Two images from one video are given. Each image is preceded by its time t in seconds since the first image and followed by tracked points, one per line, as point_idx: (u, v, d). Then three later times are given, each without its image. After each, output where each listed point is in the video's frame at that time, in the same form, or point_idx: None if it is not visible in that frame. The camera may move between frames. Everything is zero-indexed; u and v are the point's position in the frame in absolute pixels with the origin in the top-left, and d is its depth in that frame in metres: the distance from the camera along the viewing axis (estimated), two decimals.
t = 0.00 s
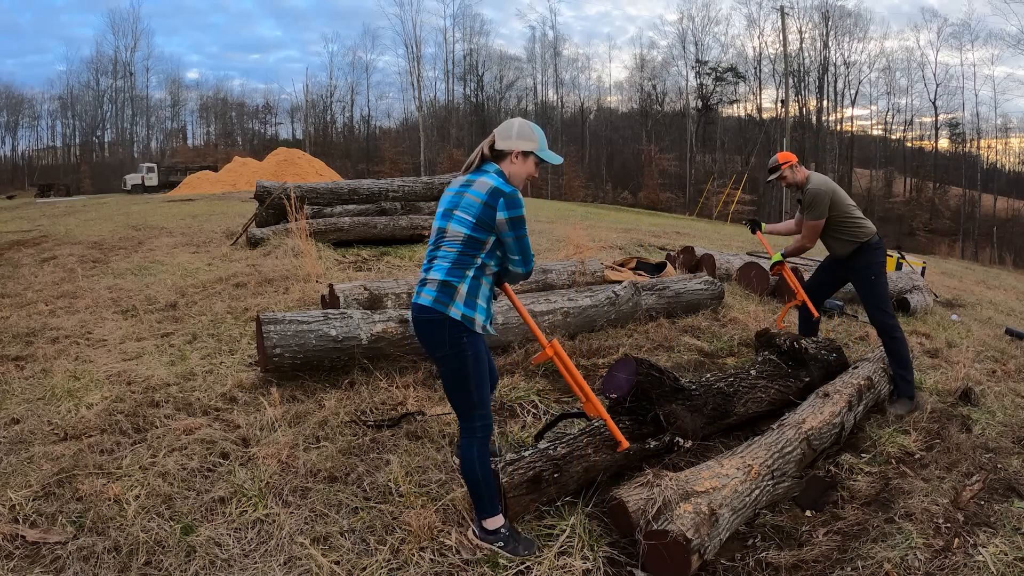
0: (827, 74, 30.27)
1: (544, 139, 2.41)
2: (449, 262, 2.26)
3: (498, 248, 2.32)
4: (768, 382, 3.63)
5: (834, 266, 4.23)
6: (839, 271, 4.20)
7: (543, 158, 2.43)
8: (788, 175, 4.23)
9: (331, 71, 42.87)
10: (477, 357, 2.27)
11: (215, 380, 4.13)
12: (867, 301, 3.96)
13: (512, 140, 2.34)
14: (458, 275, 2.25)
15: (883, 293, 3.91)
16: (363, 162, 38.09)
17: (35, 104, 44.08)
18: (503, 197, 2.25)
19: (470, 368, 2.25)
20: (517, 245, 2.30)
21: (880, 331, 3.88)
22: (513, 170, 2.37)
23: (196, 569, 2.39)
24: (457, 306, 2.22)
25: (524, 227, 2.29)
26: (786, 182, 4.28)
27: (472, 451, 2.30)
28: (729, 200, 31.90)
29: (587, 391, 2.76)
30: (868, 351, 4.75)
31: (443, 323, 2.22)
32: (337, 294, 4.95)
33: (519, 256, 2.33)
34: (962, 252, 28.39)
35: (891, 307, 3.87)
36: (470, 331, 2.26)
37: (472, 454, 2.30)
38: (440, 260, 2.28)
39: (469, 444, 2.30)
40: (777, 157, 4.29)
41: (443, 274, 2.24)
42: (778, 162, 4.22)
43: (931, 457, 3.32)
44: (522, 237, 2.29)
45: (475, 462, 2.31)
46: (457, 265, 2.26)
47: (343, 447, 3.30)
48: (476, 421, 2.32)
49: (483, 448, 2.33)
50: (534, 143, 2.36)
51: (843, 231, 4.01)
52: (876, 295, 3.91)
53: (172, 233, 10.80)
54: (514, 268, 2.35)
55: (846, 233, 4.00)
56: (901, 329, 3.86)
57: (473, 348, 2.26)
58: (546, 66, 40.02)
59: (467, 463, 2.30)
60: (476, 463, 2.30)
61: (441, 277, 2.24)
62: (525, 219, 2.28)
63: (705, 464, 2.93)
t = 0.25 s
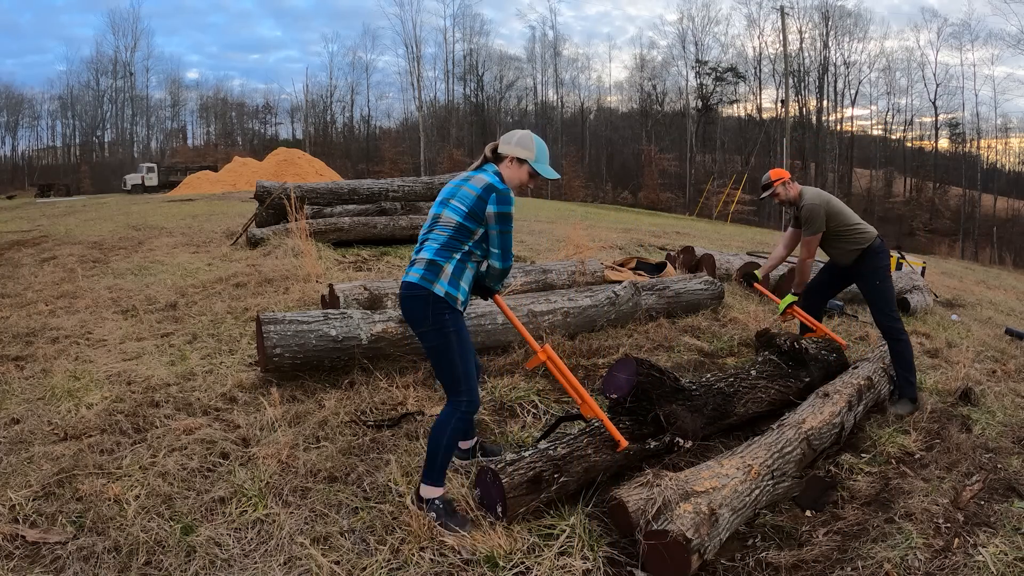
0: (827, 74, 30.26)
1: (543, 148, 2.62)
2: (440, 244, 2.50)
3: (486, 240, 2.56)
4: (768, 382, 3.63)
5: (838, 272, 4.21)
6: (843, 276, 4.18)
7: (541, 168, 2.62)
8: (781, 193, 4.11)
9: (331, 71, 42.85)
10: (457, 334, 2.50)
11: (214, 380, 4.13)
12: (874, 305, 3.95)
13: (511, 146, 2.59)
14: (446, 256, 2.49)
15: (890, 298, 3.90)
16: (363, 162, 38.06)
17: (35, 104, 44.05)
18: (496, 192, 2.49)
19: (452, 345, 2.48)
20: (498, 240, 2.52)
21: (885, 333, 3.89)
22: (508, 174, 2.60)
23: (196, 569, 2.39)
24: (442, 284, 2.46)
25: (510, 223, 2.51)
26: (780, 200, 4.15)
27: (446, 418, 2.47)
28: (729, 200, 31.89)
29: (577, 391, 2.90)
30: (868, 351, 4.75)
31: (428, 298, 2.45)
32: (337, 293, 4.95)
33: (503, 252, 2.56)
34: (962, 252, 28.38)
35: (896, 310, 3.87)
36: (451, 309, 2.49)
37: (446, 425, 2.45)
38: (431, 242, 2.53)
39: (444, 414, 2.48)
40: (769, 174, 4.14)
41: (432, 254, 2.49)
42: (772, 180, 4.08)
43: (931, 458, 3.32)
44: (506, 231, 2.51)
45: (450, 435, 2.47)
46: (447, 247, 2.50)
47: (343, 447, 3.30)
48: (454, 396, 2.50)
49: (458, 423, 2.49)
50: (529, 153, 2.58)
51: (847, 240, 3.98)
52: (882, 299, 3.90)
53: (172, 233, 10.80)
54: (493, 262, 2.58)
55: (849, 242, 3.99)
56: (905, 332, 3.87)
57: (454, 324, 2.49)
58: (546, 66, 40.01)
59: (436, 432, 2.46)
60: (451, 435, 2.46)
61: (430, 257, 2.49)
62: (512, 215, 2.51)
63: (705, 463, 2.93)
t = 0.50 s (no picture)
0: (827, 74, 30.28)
1: (538, 146, 2.65)
2: (434, 239, 2.57)
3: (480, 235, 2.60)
4: (768, 382, 3.63)
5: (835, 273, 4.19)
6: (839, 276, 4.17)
7: (537, 166, 2.64)
8: (779, 196, 4.03)
9: (331, 71, 42.84)
10: (449, 327, 2.56)
11: (215, 380, 4.13)
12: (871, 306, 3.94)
13: (506, 144, 2.62)
14: (439, 251, 2.55)
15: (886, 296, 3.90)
16: (363, 162, 38.06)
17: (35, 104, 44.06)
18: (487, 188, 2.53)
19: (443, 337, 2.54)
20: (489, 234, 2.52)
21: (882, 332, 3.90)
22: (502, 171, 2.62)
23: (196, 569, 2.39)
24: (433, 279, 2.52)
25: (502, 217, 2.52)
26: (776, 203, 4.07)
27: (432, 409, 2.54)
28: (729, 200, 31.90)
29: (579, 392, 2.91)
30: (868, 351, 4.75)
31: (420, 292, 2.52)
32: (338, 294, 4.95)
33: (495, 243, 2.53)
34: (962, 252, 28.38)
35: (893, 310, 3.88)
36: (443, 303, 2.54)
37: (432, 416, 2.53)
38: (426, 237, 2.60)
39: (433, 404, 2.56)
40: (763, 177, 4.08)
41: (426, 249, 2.56)
42: (766, 184, 4.02)
43: (931, 457, 3.32)
44: (498, 225, 2.52)
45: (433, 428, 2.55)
46: (440, 242, 2.56)
47: (343, 447, 3.29)
48: (443, 390, 2.58)
49: (444, 416, 2.56)
50: (523, 150, 2.61)
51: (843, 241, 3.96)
52: (878, 299, 3.90)
53: (172, 233, 10.80)
54: (487, 256, 2.55)
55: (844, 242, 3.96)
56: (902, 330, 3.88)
57: (445, 317, 2.55)
58: (546, 66, 40.02)
59: (422, 421, 2.53)
60: (434, 427, 2.54)
61: (424, 251, 2.55)
62: (505, 210, 2.54)
63: (705, 463, 2.93)
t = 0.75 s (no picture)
0: (827, 74, 30.26)
1: (534, 153, 2.65)
2: (427, 243, 2.68)
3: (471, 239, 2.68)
4: (768, 383, 3.63)
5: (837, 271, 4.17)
6: (840, 275, 4.16)
7: (532, 173, 2.64)
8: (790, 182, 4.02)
9: (331, 71, 42.79)
10: (451, 323, 2.71)
11: (214, 380, 4.13)
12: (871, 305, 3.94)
13: (502, 151, 2.63)
14: (431, 255, 2.67)
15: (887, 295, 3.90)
16: (364, 162, 38.06)
17: (35, 104, 44.05)
18: (478, 197, 2.59)
19: (447, 332, 2.70)
20: (477, 242, 2.61)
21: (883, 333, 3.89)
22: (499, 178, 2.65)
23: (196, 569, 2.39)
24: (427, 281, 2.65)
25: (487, 228, 2.60)
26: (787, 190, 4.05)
27: (452, 395, 2.80)
28: (729, 200, 31.88)
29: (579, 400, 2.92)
30: (868, 351, 4.75)
31: (416, 296, 2.65)
32: (337, 294, 4.95)
33: (477, 253, 2.63)
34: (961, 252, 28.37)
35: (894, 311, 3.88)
36: (438, 304, 2.68)
37: (452, 402, 2.81)
38: (420, 241, 2.71)
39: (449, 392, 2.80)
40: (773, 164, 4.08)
41: (419, 252, 2.67)
42: (779, 169, 3.99)
43: (932, 457, 3.32)
44: (485, 235, 2.60)
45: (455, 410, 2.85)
46: (431, 245, 2.67)
47: (343, 448, 3.30)
48: (458, 378, 2.79)
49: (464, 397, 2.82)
50: (518, 158, 2.61)
51: (850, 235, 3.94)
52: (880, 300, 3.89)
53: (172, 233, 10.80)
54: (463, 264, 2.67)
55: (851, 237, 3.95)
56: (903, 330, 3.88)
57: (444, 316, 2.69)
58: (546, 66, 39.99)
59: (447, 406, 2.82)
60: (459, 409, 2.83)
61: (416, 255, 2.67)
62: (493, 219, 2.60)
63: (704, 463, 2.93)
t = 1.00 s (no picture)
0: (827, 74, 30.26)
1: (529, 155, 2.62)
2: (418, 244, 2.70)
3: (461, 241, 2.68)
4: (768, 383, 3.63)
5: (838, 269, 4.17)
6: (845, 274, 4.15)
7: (526, 176, 2.62)
8: (805, 174, 4.03)
9: (331, 71, 42.77)
10: (441, 325, 2.72)
11: (215, 380, 4.13)
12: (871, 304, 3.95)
13: (496, 154, 2.62)
14: (423, 256, 2.69)
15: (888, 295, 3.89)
16: (363, 162, 38.07)
17: (35, 104, 44.05)
18: (468, 198, 2.59)
19: (437, 334, 2.71)
20: (465, 245, 2.60)
21: (883, 334, 3.89)
22: (492, 181, 2.64)
23: (196, 569, 2.39)
24: (421, 283, 2.67)
25: (474, 231, 2.59)
26: (801, 181, 4.07)
27: (442, 397, 2.81)
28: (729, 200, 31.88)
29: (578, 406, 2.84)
30: (868, 351, 4.75)
31: (408, 296, 2.68)
32: (337, 293, 4.95)
33: (462, 255, 2.60)
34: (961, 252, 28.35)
35: (896, 312, 3.87)
36: (433, 306, 2.71)
37: (442, 403, 2.82)
38: (412, 243, 2.72)
39: (440, 394, 2.81)
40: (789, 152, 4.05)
41: (410, 254, 2.69)
42: (796, 159, 3.99)
43: (932, 457, 3.32)
44: (473, 238, 2.60)
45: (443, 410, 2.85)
46: (424, 247, 2.69)
47: (343, 447, 3.30)
48: (447, 379, 2.80)
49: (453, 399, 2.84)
50: (512, 161, 2.60)
51: (857, 232, 3.94)
52: (881, 302, 3.89)
53: (172, 233, 10.80)
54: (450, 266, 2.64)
55: (857, 234, 3.95)
56: (904, 331, 3.88)
57: (435, 318, 2.71)
58: (546, 66, 39.99)
59: (438, 408, 2.83)
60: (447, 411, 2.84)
61: (409, 256, 2.69)
62: (482, 222, 2.59)
63: (704, 463, 2.92)
